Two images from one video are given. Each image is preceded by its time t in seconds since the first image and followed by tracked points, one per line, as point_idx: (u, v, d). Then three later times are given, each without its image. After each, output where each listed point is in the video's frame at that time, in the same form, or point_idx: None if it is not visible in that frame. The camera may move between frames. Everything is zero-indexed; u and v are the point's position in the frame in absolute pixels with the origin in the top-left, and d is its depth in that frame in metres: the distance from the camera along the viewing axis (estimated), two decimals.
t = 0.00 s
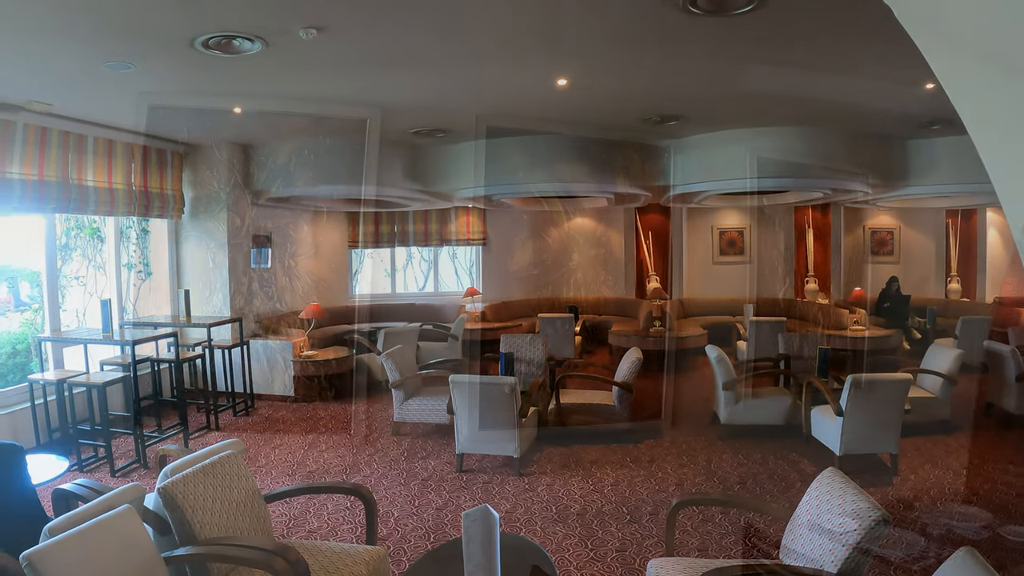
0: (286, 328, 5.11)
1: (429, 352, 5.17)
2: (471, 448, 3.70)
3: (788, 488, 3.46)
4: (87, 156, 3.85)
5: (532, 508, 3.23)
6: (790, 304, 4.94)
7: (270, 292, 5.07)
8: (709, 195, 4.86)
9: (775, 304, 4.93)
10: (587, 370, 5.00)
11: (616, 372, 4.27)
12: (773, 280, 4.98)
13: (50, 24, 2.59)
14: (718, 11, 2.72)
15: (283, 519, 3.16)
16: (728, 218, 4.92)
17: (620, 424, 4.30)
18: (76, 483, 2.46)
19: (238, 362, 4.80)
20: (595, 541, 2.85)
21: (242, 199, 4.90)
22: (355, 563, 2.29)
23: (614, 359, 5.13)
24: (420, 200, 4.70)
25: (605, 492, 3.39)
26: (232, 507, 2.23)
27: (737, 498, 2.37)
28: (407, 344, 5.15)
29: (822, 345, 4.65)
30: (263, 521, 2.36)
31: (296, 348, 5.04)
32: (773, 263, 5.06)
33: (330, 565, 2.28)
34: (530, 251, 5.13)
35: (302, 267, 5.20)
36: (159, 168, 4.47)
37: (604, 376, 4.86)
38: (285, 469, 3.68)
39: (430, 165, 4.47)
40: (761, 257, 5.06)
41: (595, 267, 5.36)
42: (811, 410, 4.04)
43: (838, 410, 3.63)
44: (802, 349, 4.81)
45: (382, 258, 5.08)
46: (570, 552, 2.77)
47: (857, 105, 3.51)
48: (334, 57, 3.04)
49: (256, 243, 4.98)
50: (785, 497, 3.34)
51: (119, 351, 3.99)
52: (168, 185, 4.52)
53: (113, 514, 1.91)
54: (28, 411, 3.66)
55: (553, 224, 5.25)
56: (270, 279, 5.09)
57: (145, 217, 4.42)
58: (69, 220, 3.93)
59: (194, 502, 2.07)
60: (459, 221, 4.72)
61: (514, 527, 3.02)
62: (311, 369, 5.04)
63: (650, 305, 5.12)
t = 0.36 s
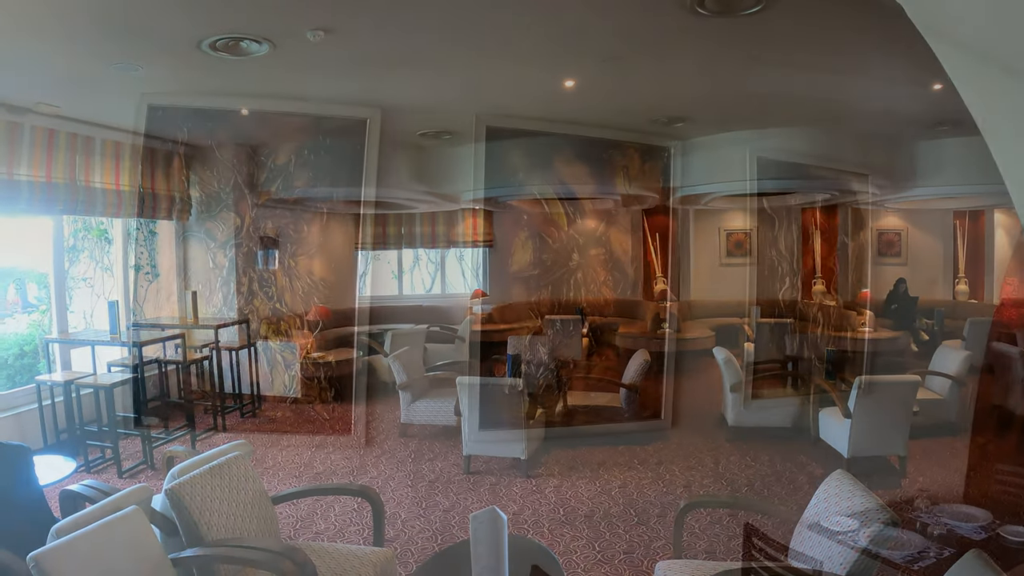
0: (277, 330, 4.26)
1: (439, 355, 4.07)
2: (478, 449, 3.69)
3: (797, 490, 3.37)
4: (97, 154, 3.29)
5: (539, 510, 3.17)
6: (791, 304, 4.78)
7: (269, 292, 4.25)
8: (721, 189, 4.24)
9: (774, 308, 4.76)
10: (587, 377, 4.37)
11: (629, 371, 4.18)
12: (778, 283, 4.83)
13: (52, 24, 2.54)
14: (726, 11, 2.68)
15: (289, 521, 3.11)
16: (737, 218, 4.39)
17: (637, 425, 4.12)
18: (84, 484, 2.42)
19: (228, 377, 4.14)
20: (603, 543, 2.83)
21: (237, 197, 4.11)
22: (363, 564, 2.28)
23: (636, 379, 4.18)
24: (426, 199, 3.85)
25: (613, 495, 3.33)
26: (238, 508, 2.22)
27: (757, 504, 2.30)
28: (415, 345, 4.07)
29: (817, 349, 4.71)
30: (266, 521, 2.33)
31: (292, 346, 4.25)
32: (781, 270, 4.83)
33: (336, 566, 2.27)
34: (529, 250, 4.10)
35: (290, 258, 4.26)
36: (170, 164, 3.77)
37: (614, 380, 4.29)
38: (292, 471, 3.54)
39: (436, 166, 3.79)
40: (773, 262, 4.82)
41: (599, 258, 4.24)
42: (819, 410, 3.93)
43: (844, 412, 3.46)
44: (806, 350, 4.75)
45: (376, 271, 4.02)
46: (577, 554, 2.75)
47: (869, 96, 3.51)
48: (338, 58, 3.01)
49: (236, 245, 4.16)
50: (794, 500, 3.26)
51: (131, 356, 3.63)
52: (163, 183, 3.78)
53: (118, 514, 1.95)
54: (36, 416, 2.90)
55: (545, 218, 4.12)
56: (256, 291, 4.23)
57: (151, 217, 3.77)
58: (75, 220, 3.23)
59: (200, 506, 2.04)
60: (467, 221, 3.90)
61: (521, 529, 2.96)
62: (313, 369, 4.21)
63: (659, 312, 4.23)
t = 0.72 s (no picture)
0: (275, 328, 2.96)
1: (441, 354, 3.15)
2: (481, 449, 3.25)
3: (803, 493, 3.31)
4: (103, 153, 2.68)
5: (542, 511, 3.14)
6: (798, 310, 3.67)
7: (266, 291, 2.92)
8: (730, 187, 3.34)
9: (791, 309, 3.64)
10: (581, 374, 3.32)
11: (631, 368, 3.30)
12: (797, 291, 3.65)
13: (47, 19, 2.51)
14: (727, 11, 2.85)
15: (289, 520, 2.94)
16: (739, 219, 3.35)
17: (636, 421, 3.33)
18: (88, 487, 2.45)
19: (181, 394, 2.97)
20: (608, 547, 2.90)
21: (151, 167, 2.73)
22: (366, 564, 2.30)
23: (644, 384, 3.32)
24: (427, 199, 2.97)
25: (617, 494, 3.24)
26: (242, 508, 2.23)
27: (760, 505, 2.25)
28: (419, 345, 3.09)
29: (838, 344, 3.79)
30: (265, 521, 2.29)
31: (286, 347, 2.97)
32: (791, 281, 3.62)
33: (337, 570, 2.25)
34: (524, 247, 3.06)
35: (273, 224, 2.88)
36: (164, 164, 2.75)
37: (613, 380, 3.29)
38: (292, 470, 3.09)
39: (439, 161, 2.97)
40: (800, 274, 3.66)
41: (604, 252, 3.15)
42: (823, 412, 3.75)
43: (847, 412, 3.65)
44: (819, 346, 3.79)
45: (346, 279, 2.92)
46: (580, 556, 2.85)
47: (869, 97, 3.33)
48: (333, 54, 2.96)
49: (227, 245, 2.87)
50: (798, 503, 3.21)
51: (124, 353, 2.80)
52: (162, 181, 2.76)
53: (121, 515, 1.96)
54: (40, 416, 2.65)
55: (534, 216, 3.06)
56: (252, 287, 2.92)
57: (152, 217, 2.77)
58: (79, 221, 2.64)
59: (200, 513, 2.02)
60: (474, 220, 2.97)
61: (526, 530, 3.00)
62: (302, 369, 2.98)
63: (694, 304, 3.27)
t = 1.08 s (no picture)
0: (254, 364, 1.93)
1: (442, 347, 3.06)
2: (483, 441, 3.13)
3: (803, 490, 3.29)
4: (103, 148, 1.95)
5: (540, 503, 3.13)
6: (834, 288, 2.31)
7: (257, 290, 1.92)
8: (795, 159, 2.24)
9: (824, 289, 2.29)
10: (575, 376, 1.98)
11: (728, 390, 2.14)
12: (839, 270, 2.33)
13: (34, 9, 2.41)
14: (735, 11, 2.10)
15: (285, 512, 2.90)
16: (740, 216, 2.15)
17: (631, 423, 2.04)
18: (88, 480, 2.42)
19: (163, 381, 1.94)
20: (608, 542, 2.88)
21: (148, 171, 1.92)
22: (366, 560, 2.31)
23: (647, 387, 2.04)
24: (417, 196, 1.94)
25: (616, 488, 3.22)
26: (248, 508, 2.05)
27: (756, 474, 2.21)
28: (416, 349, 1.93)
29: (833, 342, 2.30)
30: (295, 488, 2.00)
31: (278, 344, 1.93)
32: (837, 247, 2.33)
33: (355, 509, 2.01)
34: (519, 245, 1.95)
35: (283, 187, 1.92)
36: (174, 159, 1.93)
37: (613, 387, 2.01)
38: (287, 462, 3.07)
39: (435, 161, 1.96)
40: (852, 243, 2.37)
41: (615, 232, 2.00)
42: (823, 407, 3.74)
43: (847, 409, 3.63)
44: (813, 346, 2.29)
45: (365, 231, 1.93)
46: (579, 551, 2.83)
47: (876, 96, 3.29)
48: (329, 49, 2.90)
49: (222, 243, 1.91)
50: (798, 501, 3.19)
51: (117, 358, 1.94)
52: (159, 180, 1.92)
53: (123, 515, 1.99)
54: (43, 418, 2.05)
55: (528, 214, 1.95)
56: (229, 287, 1.91)
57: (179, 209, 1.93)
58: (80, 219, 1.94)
59: (206, 507, 1.95)
60: (472, 219, 1.93)
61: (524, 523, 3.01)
62: (298, 368, 1.94)
63: (798, 305, 2.24)
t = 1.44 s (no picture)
0: (241, 363, 1.92)
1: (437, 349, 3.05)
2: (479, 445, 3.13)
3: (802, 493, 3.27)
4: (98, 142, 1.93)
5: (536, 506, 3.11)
6: (825, 286, 2.21)
7: (245, 289, 1.91)
8: (787, 157, 2.13)
9: (817, 288, 2.19)
10: (565, 375, 1.92)
11: (719, 386, 2.07)
12: (830, 269, 2.23)
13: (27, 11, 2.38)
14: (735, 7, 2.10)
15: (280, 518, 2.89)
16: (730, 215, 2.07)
17: (619, 423, 1.97)
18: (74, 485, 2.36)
19: (150, 380, 1.92)
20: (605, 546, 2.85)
21: (136, 170, 1.91)
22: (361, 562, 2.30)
23: (637, 385, 1.97)
24: (409, 194, 1.94)
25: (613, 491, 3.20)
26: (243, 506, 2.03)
27: (752, 474, 2.15)
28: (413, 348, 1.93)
29: (825, 341, 2.21)
30: (288, 487, 1.95)
31: (266, 343, 1.91)
32: (828, 245, 2.23)
33: (342, 510, 1.94)
34: (509, 243, 1.90)
35: (272, 185, 1.91)
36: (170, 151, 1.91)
37: (603, 386, 1.95)
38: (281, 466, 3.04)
39: (424, 157, 1.94)
40: (843, 241, 2.27)
41: (605, 229, 1.95)
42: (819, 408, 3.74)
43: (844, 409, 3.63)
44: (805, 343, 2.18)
45: (358, 229, 1.93)
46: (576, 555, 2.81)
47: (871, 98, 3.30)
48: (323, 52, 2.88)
49: (210, 241, 1.90)
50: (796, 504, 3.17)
51: (105, 359, 1.90)
52: (145, 178, 1.91)
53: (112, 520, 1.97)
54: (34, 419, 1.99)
55: (517, 212, 1.90)
56: (217, 286, 1.90)
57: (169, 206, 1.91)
58: (76, 216, 1.91)
59: (199, 507, 1.95)
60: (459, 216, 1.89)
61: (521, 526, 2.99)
62: (287, 367, 1.91)
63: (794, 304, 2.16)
